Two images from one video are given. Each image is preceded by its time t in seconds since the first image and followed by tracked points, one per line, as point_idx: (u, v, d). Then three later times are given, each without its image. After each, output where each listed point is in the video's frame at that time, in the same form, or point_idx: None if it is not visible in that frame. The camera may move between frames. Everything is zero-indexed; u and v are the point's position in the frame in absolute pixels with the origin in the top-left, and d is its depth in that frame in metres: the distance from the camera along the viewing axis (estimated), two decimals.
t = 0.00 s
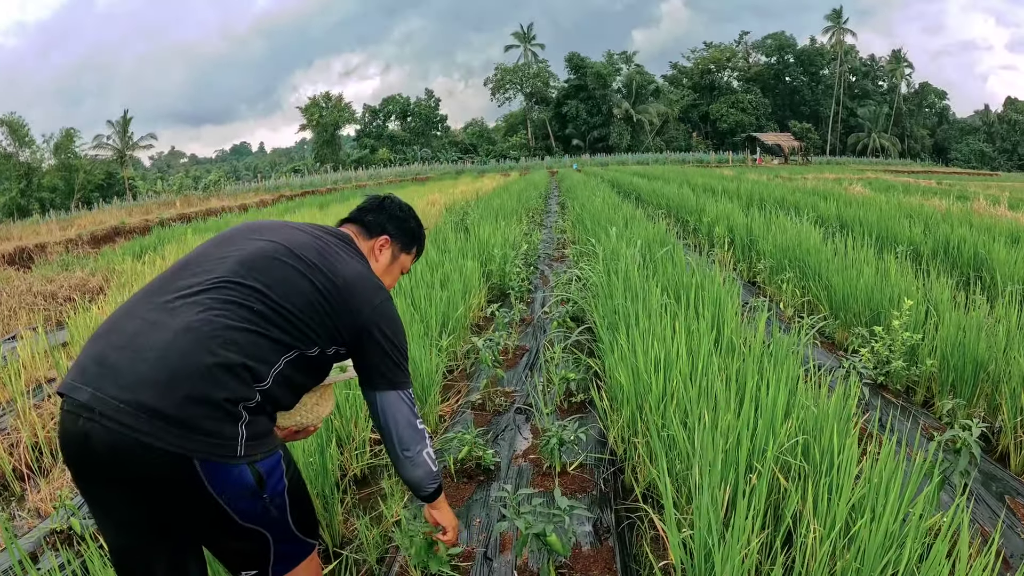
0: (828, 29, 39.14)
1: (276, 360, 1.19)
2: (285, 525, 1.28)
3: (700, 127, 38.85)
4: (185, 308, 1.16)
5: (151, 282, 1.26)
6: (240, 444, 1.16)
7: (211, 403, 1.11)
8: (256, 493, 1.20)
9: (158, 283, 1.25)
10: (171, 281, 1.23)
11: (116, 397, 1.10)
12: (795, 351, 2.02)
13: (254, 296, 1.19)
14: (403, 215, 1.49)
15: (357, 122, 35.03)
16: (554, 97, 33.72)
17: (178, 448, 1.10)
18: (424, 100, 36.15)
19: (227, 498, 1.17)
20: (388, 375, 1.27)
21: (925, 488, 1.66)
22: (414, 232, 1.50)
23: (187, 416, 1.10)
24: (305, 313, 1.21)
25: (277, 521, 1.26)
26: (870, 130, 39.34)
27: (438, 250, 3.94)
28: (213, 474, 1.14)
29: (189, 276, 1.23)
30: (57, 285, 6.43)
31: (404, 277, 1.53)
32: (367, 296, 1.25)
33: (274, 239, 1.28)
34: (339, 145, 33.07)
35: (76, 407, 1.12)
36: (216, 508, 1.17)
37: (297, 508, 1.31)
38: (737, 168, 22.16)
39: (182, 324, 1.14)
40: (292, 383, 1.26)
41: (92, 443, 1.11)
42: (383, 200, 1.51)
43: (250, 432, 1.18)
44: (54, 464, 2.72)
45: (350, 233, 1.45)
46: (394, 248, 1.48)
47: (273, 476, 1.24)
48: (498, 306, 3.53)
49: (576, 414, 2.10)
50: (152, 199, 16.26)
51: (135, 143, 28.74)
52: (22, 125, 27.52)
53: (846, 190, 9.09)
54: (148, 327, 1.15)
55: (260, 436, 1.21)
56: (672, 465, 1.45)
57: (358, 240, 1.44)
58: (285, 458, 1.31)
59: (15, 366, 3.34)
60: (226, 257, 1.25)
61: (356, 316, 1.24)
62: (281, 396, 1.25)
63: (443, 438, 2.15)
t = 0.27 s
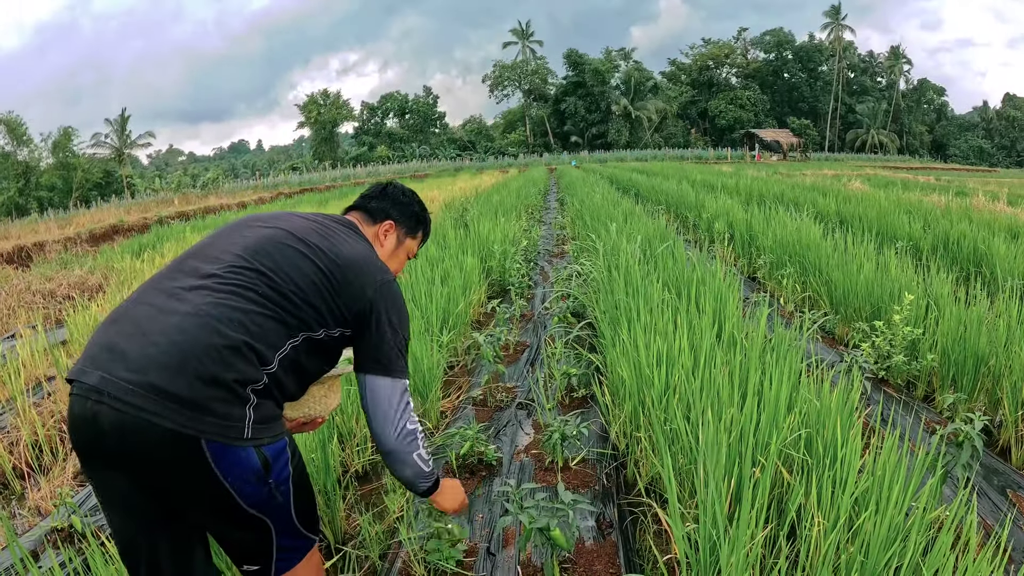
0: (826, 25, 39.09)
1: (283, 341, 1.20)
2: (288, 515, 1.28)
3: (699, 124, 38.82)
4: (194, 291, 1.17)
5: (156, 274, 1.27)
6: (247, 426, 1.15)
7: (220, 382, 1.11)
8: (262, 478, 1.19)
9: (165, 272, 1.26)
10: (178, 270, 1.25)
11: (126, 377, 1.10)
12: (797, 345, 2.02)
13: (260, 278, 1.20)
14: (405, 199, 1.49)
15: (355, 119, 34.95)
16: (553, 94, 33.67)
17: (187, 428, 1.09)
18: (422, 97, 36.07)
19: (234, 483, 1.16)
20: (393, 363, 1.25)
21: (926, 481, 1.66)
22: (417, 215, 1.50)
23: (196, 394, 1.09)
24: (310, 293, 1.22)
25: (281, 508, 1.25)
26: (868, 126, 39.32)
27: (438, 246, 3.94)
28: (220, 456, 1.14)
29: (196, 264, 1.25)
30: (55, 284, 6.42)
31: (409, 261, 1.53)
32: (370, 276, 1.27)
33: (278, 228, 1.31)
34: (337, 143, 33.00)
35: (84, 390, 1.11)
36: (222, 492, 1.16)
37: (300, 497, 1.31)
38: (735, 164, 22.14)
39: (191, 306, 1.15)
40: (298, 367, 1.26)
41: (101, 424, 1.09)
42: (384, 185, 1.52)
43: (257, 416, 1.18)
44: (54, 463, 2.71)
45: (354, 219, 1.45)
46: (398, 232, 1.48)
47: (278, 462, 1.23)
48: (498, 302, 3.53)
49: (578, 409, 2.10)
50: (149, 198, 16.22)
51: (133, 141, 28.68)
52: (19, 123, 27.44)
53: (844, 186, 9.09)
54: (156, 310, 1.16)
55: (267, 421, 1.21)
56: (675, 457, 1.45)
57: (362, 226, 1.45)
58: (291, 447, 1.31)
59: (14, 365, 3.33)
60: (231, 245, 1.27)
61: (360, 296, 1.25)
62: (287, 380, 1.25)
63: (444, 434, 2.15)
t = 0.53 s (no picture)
0: (825, 22, 39.05)
1: (274, 329, 1.19)
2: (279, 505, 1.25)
3: (698, 121, 38.80)
4: (188, 277, 1.17)
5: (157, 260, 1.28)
6: (234, 413, 1.14)
7: (206, 368, 1.10)
8: (249, 464, 1.17)
9: (164, 258, 1.27)
10: (176, 256, 1.25)
11: (116, 360, 1.10)
12: (797, 339, 2.01)
13: (252, 264, 1.19)
14: (408, 186, 1.48)
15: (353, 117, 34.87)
16: (551, 92, 33.62)
17: (172, 412, 1.09)
18: (421, 95, 35.99)
19: (221, 469, 1.14)
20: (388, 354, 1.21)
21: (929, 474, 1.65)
22: (422, 202, 1.48)
23: (182, 379, 1.09)
24: (303, 280, 1.20)
25: (270, 496, 1.23)
26: (867, 123, 39.30)
27: (437, 242, 3.92)
28: (207, 441, 1.12)
29: (192, 250, 1.24)
30: (53, 282, 6.40)
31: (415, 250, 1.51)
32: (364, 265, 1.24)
33: (276, 215, 1.30)
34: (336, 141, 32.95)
35: (76, 373, 1.12)
36: (208, 478, 1.14)
37: (291, 487, 1.28)
38: (734, 161, 22.13)
39: (183, 291, 1.14)
40: (291, 355, 1.25)
41: (92, 407, 1.10)
42: (387, 175, 1.51)
43: (246, 403, 1.17)
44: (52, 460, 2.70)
45: (358, 209, 1.45)
46: (402, 220, 1.46)
47: (267, 450, 1.20)
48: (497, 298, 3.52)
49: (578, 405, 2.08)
50: (147, 196, 16.19)
51: (131, 140, 28.59)
52: (17, 122, 27.36)
53: (843, 183, 9.09)
54: (150, 295, 1.16)
55: (256, 408, 1.19)
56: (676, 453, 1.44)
57: (366, 216, 1.44)
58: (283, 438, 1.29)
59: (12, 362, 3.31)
60: (229, 231, 1.27)
61: (354, 285, 1.23)
62: (279, 368, 1.24)
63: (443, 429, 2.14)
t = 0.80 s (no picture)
0: (825, 20, 38.98)
1: (261, 320, 1.17)
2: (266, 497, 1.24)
3: (697, 119, 38.74)
4: (177, 266, 1.16)
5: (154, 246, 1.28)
6: (213, 404, 1.12)
7: (185, 359, 1.09)
8: (230, 456, 1.15)
9: (161, 245, 1.26)
10: (171, 242, 1.24)
11: (100, 347, 1.09)
12: (798, 330, 2.00)
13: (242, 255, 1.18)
14: (415, 177, 1.45)
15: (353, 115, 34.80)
16: (551, 90, 33.56)
17: (148, 402, 1.07)
18: (420, 93, 35.92)
19: (200, 460, 1.13)
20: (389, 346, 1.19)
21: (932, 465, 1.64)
22: (430, 193, 1.45)
23: (161, 369, 1.08)
24: (292, 273, 1.19)
25: (253, 488, 1.20)
26: (867, 121, 39.25)
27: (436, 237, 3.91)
28: (185, 432, 1.11)
29: (186, 238, 1.23)
30: (51, 280, 6.36)
31: (423, 243, 1.49)
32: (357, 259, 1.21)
33: (274, 205, 1.28)
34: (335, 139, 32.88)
35: (65, 356, 1.12)
36: (186, 468, 1.13)
37: (279, 479, 1.25)
38: (733, 158, 22.10)
39: (170, 279, 1.13)
40: (280, 347, 1.23)
41: (78, 392, 1.10)
42: (395, 163, 1.49)
43: (227, 394, 1.15)
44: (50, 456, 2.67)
45: (364, 199, 1.43)
46: (408, 212, 1.43)
47: (251, 442, 1.18)
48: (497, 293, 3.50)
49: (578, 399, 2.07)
50: (146, 194, 16.13)
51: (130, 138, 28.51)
52: (15, 121, 27.29)
53: (843, 179, 9.07)
54: (139, 282, 1.15)
55: (239, 399, 1.17)
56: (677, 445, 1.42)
57: (372, 206, 1.42)
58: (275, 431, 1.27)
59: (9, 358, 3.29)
60: (225, 220, 1.26)
61: (346, 279, 1.20)
62: (268, 360, 1.22)
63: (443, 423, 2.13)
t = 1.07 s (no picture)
0: (824, 18, 39.00)
1: (260, 306, 1.17)
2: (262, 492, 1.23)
3: (696, 117, 38.73)
4: (176, 252, 1.16)
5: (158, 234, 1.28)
6: (209, 392, 1.12)
7: (183, 346, 1.09)
8: (225, 447, 1.14)
9: (163, 232, 1.27)
10: (173, 229, 1.25)
11: (100, 335, 1.10)
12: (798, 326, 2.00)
13: (240, 239, 1.17)
14: (424, 155, 1.44)
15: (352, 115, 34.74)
16: (550, 88, 33.53)
17: (146, 390, 1.07)
18: (419, 92, 35.87)
19: (196, 450, 1.13)
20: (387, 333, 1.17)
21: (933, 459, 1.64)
22: (439, 170, 1.44)
23: (159, 357, 1.08)
24: (290, 257, 1.18)
25: (248, 481, 1.20)
26: (866, 119, 39.27)
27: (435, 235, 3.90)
28: (182, 421, 1.11)
29: (187, 224, 1.23)
30: (49, 280, 6.34)
31: (434, 222, 1.48)
32: (356, 242, 1.20)
33: (274, 188, 1.28)
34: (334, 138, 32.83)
35: (67, 344, 1.13)
36: (182, 457, 1.13)
37: (274, 473, 1.25)
38: (732, 156, 22.11)
39: (169, 266, 1.13)
40: (280, 333, 1.23)
41: (78, 378, 1.10)
42: (404, 143, 1.48)
43: (224, 382, 1.14)
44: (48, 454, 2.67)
45: (372, 181, 1.44)
46: (417, 191, 1.43)
47: (247, 434, 1.18)
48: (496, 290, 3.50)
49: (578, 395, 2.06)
50: (144, 194, 16.09)
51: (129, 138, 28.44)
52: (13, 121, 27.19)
53: (842, 177, 9.09)
54: (139, 269, 1.15)
55: (237, 389, 1.17)
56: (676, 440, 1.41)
57: (380, 188, 1.43)
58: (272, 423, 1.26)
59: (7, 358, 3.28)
60: (225, 206, 1.25)
61: (345, 262, 1.20)
62: (268, 345, 1.22)
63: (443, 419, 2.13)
